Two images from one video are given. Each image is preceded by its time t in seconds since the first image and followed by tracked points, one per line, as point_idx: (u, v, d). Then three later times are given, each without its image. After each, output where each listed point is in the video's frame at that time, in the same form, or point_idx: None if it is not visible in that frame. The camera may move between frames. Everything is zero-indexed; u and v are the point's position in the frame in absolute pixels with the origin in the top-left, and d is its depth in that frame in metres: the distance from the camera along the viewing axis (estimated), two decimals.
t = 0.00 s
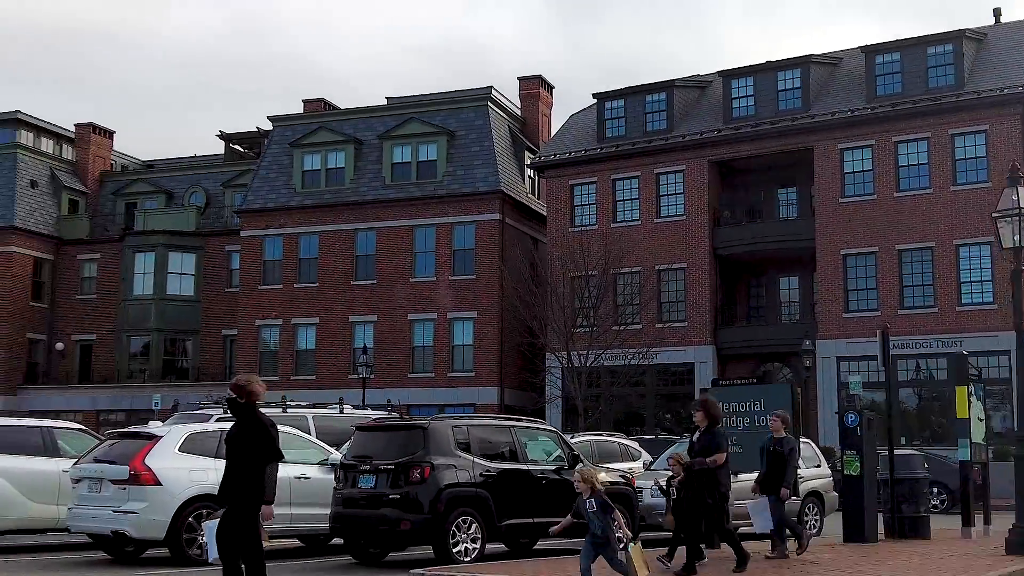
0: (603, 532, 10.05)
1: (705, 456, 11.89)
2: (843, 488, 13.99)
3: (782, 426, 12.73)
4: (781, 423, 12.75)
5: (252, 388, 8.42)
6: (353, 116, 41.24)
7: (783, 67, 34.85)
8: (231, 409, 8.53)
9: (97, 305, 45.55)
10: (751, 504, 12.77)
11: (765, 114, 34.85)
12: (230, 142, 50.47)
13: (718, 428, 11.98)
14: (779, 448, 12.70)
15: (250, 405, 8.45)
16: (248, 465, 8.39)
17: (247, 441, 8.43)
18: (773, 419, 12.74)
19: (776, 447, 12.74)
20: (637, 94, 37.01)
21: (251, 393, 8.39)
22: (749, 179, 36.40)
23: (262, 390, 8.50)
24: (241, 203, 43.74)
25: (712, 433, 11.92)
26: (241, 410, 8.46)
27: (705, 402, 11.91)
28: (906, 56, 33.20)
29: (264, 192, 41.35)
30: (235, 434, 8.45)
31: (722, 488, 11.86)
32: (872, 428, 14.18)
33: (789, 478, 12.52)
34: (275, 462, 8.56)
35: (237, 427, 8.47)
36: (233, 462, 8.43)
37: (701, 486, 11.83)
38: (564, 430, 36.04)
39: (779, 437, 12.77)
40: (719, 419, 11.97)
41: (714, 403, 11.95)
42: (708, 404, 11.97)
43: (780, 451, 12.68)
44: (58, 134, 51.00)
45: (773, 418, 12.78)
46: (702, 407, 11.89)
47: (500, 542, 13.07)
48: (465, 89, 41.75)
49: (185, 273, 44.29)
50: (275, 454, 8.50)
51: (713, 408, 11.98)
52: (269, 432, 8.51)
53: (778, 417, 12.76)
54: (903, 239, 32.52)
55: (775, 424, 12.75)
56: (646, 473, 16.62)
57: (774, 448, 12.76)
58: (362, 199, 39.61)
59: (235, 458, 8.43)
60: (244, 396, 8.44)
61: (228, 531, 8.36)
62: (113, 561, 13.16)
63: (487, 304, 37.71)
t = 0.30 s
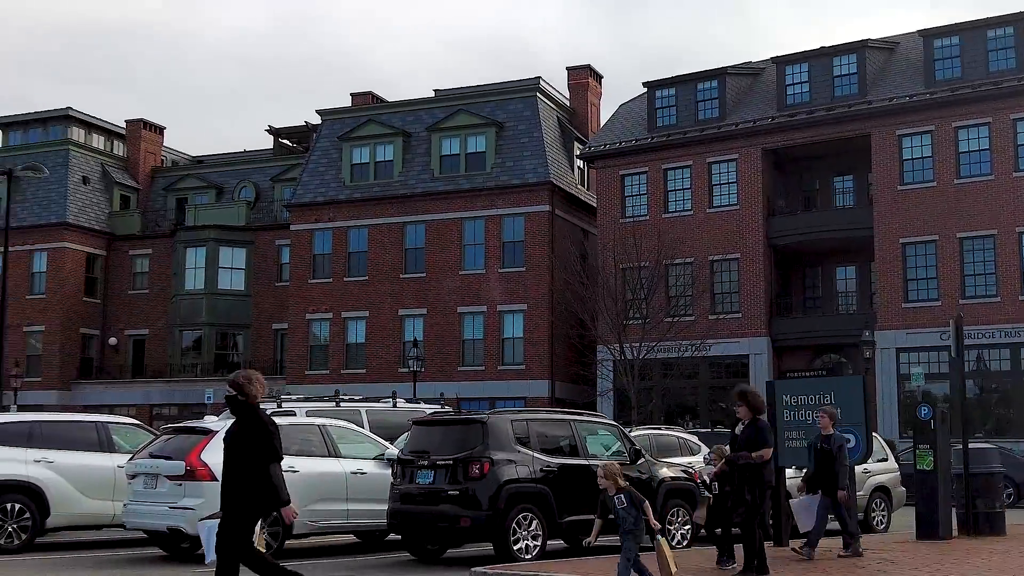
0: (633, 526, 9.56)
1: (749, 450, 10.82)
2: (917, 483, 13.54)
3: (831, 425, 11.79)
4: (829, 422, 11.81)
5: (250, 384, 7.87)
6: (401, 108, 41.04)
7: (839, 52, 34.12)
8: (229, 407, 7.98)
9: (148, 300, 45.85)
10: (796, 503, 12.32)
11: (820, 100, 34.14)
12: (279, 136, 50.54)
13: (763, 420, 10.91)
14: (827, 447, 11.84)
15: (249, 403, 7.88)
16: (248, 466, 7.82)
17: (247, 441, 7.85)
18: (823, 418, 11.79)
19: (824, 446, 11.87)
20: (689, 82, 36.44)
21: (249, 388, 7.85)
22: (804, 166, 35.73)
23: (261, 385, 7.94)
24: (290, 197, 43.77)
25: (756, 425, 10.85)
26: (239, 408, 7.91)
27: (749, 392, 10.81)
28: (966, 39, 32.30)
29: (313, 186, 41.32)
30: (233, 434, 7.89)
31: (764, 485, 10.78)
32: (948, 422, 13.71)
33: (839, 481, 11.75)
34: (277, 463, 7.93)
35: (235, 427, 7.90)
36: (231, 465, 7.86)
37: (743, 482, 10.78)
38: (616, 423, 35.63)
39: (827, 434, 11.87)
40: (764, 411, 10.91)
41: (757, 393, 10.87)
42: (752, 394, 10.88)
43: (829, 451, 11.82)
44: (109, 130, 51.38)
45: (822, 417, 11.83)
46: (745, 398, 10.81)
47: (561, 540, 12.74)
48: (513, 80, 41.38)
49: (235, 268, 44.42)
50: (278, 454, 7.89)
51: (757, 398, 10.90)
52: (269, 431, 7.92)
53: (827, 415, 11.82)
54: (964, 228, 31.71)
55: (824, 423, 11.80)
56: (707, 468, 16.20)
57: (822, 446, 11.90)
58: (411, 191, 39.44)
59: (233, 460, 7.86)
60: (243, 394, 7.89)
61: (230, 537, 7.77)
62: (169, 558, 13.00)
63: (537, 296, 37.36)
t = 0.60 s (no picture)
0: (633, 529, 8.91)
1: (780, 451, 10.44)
2: (978, 477, 13.14)
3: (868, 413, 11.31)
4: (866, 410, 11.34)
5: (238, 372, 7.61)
6: (439, 101, 40.79)
7: (884, 40, 33.46)
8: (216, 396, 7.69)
9: (188, 296, 45.98)
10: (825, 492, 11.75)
11: (865, 89, 33.51)
12: (317, 131, 50.50)
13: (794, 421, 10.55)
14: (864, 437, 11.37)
15: (237, 393, 7.63)
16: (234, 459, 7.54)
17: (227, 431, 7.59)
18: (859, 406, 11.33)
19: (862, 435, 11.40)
20: (730, 72, 35.93)
21: (241, 379, 7.60)
22: (849, 156, 35.10)
23: (252, 377, 7.71)
24: (328, 192, 43.69)
25: (788, 424, 10.50)
26: (227, 398, 7.64)
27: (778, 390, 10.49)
28: (1016, 24, 31.54)
29: (351, 181, 41.20)
30: (220, 425, 7.60)
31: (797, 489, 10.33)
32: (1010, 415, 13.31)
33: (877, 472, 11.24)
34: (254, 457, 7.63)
35: (222, 417, 7.62)
36: (216, 456, 7.58)
37: (774, 484, 10.31)
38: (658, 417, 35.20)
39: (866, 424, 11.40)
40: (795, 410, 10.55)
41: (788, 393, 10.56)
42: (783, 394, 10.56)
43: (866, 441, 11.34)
44: (148, 127, 51.60)
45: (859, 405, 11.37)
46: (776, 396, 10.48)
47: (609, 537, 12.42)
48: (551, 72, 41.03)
49: (274, 263, 44.44)
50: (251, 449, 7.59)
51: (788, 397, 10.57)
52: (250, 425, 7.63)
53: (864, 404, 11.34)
54: (1015, 217, 30.99)
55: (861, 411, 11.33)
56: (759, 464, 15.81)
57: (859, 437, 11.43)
58: (449, 185, 39.21)
59: (218, 452, 7.58)
60: (233, 382, 7.63)
61: (211, 534, 7.54)
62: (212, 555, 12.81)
63: (577, 289, 37.00)
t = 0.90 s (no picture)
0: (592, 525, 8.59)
1: (782, 458, 9.51)
2: (1016, 481, 12.79)
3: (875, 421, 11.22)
4: (873, 417, 11.25)
5: (192, 371, 7.20)
6: (453, 100, 40.51)
7: (904, 35, 33.03)
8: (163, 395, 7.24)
9: (202, 295, 45.81)
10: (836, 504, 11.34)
11: (885, 85, 33.09)
12: (331, 131, 50.29)
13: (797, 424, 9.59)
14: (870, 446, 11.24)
15: (189, 392, 7.19)
16: (185, 461, 7.08)
17: (182, 432, 7.12)
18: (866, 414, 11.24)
19: (869, 444, 11.27)
20: (748, 68, 35.57)
21: (191, 375, 7.17)
22: (870, 153, 34.69)
23: (203, 375, 7.29)
24: (343, 191, 43.47)
25: (790, 429, 9.55)
26: (176, 396, 7.19)
27: (779, 392, 9.49)
28: None
29: (365, 180, 40.93)
30: (170, 425, 7.15)
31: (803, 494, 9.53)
32: None
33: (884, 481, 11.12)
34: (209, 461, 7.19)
35: (171, 417, 7.18)
36: (164, 458, 7.13)
37: (778, 493, 9.48)
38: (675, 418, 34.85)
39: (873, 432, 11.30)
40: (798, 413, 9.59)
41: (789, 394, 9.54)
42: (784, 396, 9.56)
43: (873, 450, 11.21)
44: (162, 127, 51.50)
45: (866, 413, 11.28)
46: (775, 399, 9.49)
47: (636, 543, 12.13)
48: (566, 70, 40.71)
49: (288, 263, 44.23)
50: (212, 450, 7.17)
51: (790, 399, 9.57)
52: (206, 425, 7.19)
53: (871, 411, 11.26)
54: None
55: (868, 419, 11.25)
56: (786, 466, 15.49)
57: (866, 445, 11.30)
58: (463, 184, 38.94)
59: (167, 453, 7.13)
60: (183, 379, 7.20)
61: (159, 540, 7.05)
62: (229, 561, 12.56)
63: (593, 288, 36.66)
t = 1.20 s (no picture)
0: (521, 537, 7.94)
1: (775, 454, 8.84)
2: None
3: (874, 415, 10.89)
4: (872, 411, 10.90)
5: (124, 371, 7.02)
6: (461, 94, 40.15)
7: (919, 27, 32.61)
8: (93, 396, 7.05)
9: (209, 292, 45.57)
10: (839, 506, 10.91)
11: (900, 78, 32.68)
12: (339, 126, 49.98)
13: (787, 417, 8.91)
14: (873, 442, 10.86)
15: (121, 393, 7.00)
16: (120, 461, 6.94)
17: (118, 436, 6.91)
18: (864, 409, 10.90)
19: (871, 439, 10.90)
20: (760, 61, 35.18)
21: (123, 374, 7.00)
22: (884, 146, 34.28)
23: (136, 373, 7.11)
24: (351, 187, 43.16)
25: (781, 424, 8.86)
26: (107, 398, 7.00)
27: (769, 385, 8.82)
28: None
29: (374, 176, 40.62)
30: (102, 428, 6.94)
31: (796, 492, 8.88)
32: None
33: (891, 477, 10.73)
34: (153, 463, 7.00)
35: (102, 417, 6.98)
36: (96, 459, 6.95)
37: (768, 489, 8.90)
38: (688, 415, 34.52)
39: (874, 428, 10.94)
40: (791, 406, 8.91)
41: (780, 387, 8.86)
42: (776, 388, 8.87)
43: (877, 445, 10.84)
44: (168, 123, 51.25)
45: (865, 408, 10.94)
46: (767, 392, 8.81)
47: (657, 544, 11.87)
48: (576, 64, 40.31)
49: (296, 260, 43.93)
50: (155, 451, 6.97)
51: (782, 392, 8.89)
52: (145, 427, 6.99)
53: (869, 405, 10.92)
54: None
55: (868, 414, 10.91)
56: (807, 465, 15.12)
57: (868, 442, 10.91)
58: (472, 179, 38.60)
59: (102, 455, 6.93)
60: (116, 380, 7.04)
61: (103, 544, 6.86)
62: (238, 562, 12.25)
63: (604, 284, 36.31)
